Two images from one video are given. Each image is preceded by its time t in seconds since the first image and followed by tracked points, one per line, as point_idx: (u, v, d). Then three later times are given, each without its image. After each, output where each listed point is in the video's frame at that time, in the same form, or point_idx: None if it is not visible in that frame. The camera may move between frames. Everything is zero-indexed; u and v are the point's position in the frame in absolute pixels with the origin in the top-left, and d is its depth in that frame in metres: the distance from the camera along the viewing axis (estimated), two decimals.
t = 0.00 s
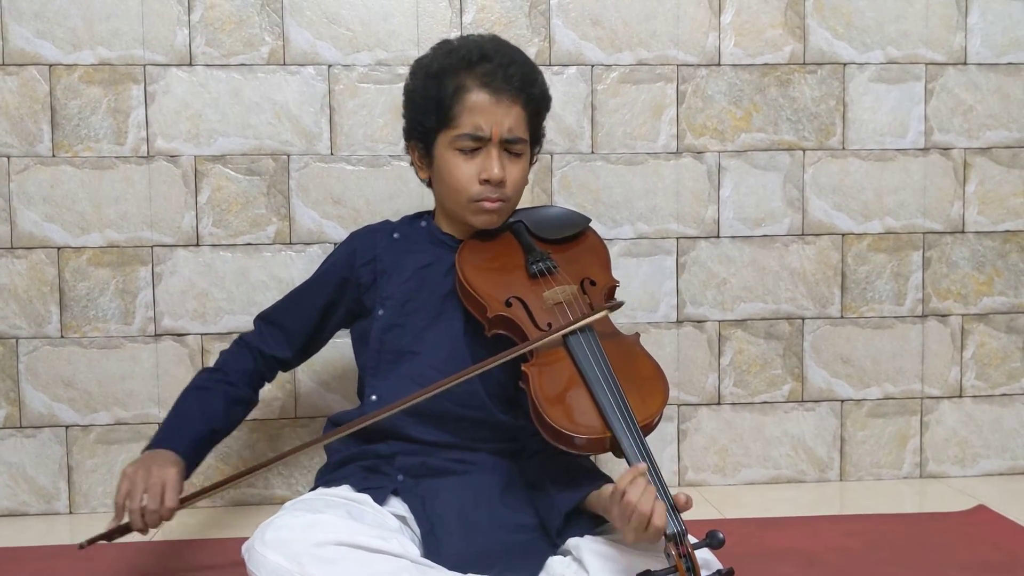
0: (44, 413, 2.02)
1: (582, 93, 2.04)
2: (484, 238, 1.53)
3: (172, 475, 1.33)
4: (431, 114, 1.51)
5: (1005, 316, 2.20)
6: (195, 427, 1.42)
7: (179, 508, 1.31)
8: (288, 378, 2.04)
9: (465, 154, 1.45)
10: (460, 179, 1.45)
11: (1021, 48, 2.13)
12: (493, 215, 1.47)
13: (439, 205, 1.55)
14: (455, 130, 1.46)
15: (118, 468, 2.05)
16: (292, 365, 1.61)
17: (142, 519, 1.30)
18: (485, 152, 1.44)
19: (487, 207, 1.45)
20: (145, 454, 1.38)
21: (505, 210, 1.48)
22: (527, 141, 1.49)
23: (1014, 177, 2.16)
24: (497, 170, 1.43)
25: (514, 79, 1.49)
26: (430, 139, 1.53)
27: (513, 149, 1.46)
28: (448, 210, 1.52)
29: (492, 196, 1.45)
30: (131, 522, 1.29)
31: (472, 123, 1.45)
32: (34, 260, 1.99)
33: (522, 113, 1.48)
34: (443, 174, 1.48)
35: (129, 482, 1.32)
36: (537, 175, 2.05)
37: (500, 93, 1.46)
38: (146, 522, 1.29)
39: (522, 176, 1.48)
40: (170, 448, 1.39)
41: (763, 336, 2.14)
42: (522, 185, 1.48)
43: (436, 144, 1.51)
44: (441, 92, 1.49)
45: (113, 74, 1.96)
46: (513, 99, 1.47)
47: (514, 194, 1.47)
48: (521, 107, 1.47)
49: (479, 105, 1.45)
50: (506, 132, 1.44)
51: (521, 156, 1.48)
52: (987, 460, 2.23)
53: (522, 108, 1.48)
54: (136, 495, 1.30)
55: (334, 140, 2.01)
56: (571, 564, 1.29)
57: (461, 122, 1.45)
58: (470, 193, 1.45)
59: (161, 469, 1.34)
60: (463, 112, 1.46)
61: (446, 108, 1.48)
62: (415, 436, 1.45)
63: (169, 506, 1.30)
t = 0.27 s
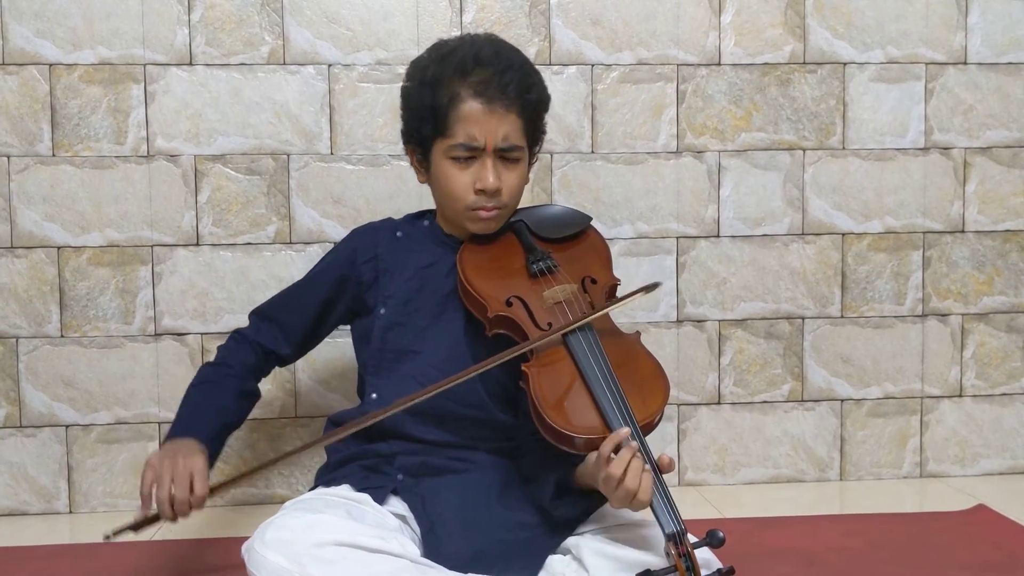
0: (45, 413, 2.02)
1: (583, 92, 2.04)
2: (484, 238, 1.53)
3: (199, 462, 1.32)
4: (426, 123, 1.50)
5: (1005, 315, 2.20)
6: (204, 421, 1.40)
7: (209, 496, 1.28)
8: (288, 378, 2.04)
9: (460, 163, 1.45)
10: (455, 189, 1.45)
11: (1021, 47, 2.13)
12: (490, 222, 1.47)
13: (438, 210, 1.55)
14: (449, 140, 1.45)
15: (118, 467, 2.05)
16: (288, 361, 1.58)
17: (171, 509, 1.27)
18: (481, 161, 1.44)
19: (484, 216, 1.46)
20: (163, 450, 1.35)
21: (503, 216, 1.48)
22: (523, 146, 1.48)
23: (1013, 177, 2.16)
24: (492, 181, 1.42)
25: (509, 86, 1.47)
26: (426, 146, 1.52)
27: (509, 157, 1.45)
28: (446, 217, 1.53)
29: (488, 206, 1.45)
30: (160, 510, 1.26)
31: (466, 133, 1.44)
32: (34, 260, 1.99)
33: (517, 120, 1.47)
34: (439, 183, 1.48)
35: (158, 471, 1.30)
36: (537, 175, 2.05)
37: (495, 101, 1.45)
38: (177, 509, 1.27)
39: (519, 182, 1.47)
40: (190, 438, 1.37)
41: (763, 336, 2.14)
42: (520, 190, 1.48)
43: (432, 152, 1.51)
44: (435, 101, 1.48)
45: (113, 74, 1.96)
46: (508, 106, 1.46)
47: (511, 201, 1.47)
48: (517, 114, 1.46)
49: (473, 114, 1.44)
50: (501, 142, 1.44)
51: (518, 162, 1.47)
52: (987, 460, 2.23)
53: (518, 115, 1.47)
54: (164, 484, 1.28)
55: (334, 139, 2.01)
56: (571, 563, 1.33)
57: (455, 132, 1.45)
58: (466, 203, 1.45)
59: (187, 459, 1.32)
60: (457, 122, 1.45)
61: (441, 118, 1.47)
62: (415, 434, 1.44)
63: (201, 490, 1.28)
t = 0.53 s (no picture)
0: (45, 412, 2.02)
1: (583, 92, 2.04)
2: (488, 236, 1.52)
3: (179, 412, 1.27)
4: (437, 115, 1.51)
5: (1005, 315, 2.20)
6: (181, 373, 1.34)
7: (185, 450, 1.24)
8: (288, 377, 2.04)
9: (467, 155, 1.45)
10: (460, 181, 1.44)
11: (1021, 47, 2.13)
12: (493, 217, 1.46)
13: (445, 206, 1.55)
14: (458, 132, 1.45)
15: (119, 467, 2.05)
16: (270, 351, 1.51)
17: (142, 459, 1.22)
18: (486, 154, 1.43)
19: (487, 209, 1.44)
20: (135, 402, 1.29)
21: (506, 212, 1.47)
22: (532, 143, 1.47)
23: (1014, 176, 2.16)
24: (496, 173, 1.41)
25: (521, 82, 1.47)
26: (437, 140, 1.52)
27: (516, 152, 1.44)
28: (452, 211, 1.52)
29: (491, 199, 1.43)
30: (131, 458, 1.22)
31: (474, 125, 1.44)
32: (34, 259, 1.99)
33: (527, 116, 1.46)
34: (445, 175, 1.48)
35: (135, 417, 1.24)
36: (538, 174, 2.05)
37: (504, 95, 1.45)
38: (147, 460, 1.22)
39: (525, 180, 1.46)
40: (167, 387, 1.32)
41: (764, 335, 2.14)
42: (525, 188, 1.47)
43: (441, 145, 1.50)
44: (447, 94, 1.49)
45: (113, 73, 1.96)
46: (518, 102, 1.45)
47: (516, 198, 1.45)
48: (526, 110, 1.46)
49: (482, 107, 1.44)
50: (508, 135, 1.43)
51: (525, 160, 1.46)
52: (987, 459, 2.23)
53: (527, 111, 1.46)
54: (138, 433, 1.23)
55: (334, 139, 2.01)
56: (572, 563, 1.32)
57: (464, 123, 1.45)
58: (469, 195, 1.44)
59: (167, 407, 1.27)
60: (467, 114, 1.45)
61: (451, 110, 1.48)
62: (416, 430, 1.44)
63: (178, 444, 1.24)
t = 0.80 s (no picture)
0: (44, 414, 2.02)
1: (583, 93, 2.04)
2: (490, 236, 1.52)
3: (273, 376, 1.26)
4: (441, 113, 1.50)
5: (1005, 315, 2.20)
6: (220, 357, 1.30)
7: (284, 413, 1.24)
8: (288, 379, 2.04)
9: (472, 152, 1.44)
10: (465, 177, 1.44)
11: (1020, 48, 2.13)
12: (497, 213, 1.46)
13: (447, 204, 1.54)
14: (463, 128, 1.45)
15: (119, 469, 2.04)
16: (265, 350, 1.49)
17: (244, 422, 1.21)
18: (491, 151, 1.43)
19: (491, 206, 1.44)
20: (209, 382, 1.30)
21: (511, 209, 1.47)
22: (535, 141, 1.48)
23: (1013, 177, 2.16)
24: (502, 169, 1.41)
25: (525, 80, 1.48)
26: (439, 138, 1.52)
27: (520, 149, 1.44)
28: (455, 209, 1.51)
29: (496, 195, 1.43)
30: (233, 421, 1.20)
31: (480, 121, 1.44)
32: (33, 261, 1.99)
33: (531, 115, 1.46)
34: (449, 172, 1.47)
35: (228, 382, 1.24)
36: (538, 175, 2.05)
37: (509, 93, 1.45)
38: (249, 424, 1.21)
39: (529, 177, 1.46)
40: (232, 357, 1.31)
41: (764, 336, 2.14)
42: (529, 185, 1.47)
43: (445, 142, 1.50)
44: (451, 91, 1.48)
45: (112, 75, 1.96)
46: (523, 99, 1.46)
47: (520, 195, 1.45)
48: (530, 107, 1.46)
49: (487, 104, 1.44)
50: (513, 132, 1.43)
51: (529, 157, 1.46)
52: (987, 460, 2.23)
53: (531, 109, 1.47)
54: (237, 400, 1.22)
55: (334, 140, 2.01)
56: (572, 565, 1.31)
57: (469, 120, 1.45)
58: (474, 191, 1.43)
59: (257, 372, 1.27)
60: (472, 111, 1.45)
61: (456, 107, 1.47)
62: (416, 434, 1.44)
63: (277, 407, 1.23)
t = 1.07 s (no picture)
0: (44, 415, 2.02)
1: (582, 93, 2.04)
2: (483, 237, 1.52)
3: (208, 419, 1.22)
4: (432, 116, 1.50)
5: (1004, 315, 2.20)
6: (189, 377, 1.31)
7: (214, 454, 1.19)
8: (287, 380, 2.04)
9: (462, 155, 1.44)
10: (455, 180, 1.44)
11: (1020, 48, 2.13)
12: (488, 216, 1.46)
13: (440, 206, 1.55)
14: (453, 131, 1.45)
15: (118, 470, 2.04)
16: (258, 351, 1.50)
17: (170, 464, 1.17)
18: (482, 154, 1.43)
19: (482, 209, 1.44)
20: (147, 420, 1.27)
21: (502, 212, 1.47)
22: (527, 143, 1.47)
23: (1013, 177, 2.16)
24: (492, 172, 1.41)
25: (517, 82, 1.47)
26: (432, 140, 1.52)
27: (511, 152, 1.44)
28: (446, 211, 1.51)
29: (486, 198, 1.43)
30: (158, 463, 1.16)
31: (470, 125, 1.44)
32: (32, 261, 1.99)
33: (523, 117, 1.46)
34: (440, 175, 1.48)
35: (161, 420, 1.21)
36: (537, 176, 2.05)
37: (500, 96, 1.45)
38: (176, 464, 1.16)
39: (520, 179, 1.46)
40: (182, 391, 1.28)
41: (763, 336, 2.14)
42: (521, 188, 1.47)
43: (436, 145, 1.50)
44: (442, 94, 1.48)
45: (112, 75, 1.96)
46: (514, 102, 1.45)
47: (511, 197, 1.46)
48: (522, 110, 1.46)
49: (478, 107, 1.44)
50: (504, 135, 1.43)
51: (520, 159, 1.46)
52: (987, 460, 2.23)
53: (523, 111, 1.46)
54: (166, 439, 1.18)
55: (333, 141, 2.01)
56: (570, 566, 1.32)
57: (459, 123, 1.44)
58: (464, 194, 1.44)
59: (193, 411, 1.23)
60: (463, 114, 1.45)
61: (446, 110, 1.47)
62: (413, 435, 1.44)
63: (206, 448, 1.19)
